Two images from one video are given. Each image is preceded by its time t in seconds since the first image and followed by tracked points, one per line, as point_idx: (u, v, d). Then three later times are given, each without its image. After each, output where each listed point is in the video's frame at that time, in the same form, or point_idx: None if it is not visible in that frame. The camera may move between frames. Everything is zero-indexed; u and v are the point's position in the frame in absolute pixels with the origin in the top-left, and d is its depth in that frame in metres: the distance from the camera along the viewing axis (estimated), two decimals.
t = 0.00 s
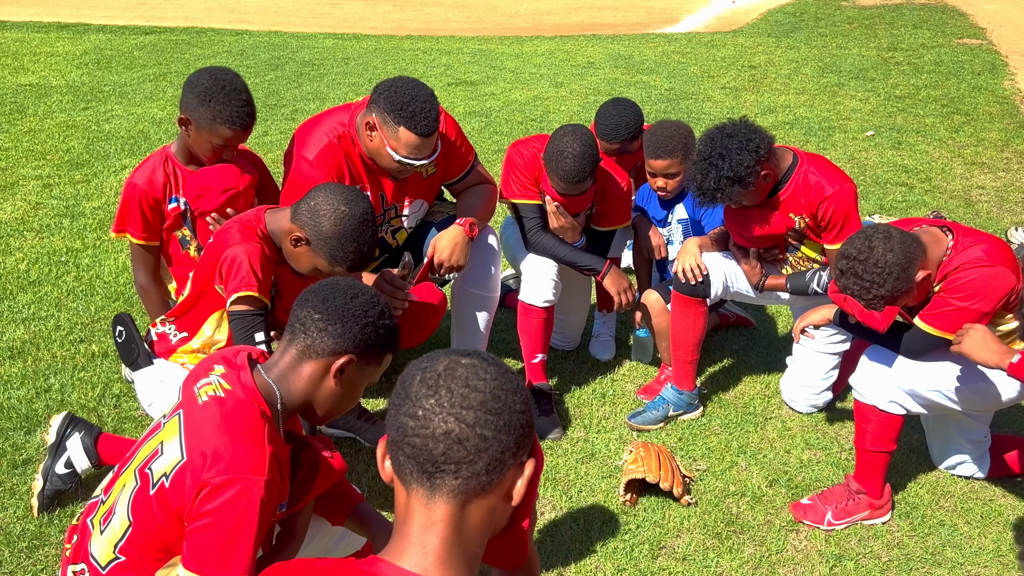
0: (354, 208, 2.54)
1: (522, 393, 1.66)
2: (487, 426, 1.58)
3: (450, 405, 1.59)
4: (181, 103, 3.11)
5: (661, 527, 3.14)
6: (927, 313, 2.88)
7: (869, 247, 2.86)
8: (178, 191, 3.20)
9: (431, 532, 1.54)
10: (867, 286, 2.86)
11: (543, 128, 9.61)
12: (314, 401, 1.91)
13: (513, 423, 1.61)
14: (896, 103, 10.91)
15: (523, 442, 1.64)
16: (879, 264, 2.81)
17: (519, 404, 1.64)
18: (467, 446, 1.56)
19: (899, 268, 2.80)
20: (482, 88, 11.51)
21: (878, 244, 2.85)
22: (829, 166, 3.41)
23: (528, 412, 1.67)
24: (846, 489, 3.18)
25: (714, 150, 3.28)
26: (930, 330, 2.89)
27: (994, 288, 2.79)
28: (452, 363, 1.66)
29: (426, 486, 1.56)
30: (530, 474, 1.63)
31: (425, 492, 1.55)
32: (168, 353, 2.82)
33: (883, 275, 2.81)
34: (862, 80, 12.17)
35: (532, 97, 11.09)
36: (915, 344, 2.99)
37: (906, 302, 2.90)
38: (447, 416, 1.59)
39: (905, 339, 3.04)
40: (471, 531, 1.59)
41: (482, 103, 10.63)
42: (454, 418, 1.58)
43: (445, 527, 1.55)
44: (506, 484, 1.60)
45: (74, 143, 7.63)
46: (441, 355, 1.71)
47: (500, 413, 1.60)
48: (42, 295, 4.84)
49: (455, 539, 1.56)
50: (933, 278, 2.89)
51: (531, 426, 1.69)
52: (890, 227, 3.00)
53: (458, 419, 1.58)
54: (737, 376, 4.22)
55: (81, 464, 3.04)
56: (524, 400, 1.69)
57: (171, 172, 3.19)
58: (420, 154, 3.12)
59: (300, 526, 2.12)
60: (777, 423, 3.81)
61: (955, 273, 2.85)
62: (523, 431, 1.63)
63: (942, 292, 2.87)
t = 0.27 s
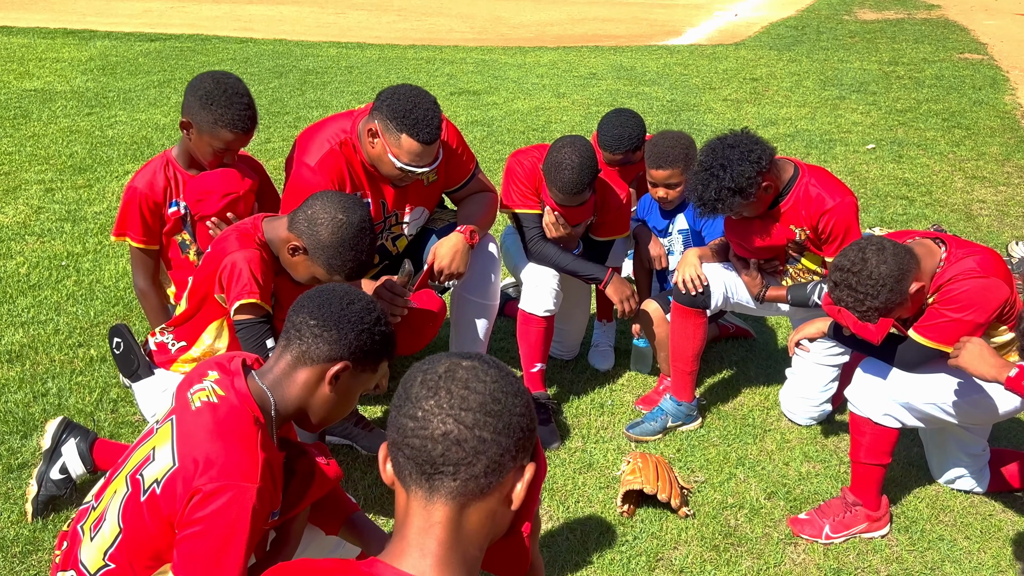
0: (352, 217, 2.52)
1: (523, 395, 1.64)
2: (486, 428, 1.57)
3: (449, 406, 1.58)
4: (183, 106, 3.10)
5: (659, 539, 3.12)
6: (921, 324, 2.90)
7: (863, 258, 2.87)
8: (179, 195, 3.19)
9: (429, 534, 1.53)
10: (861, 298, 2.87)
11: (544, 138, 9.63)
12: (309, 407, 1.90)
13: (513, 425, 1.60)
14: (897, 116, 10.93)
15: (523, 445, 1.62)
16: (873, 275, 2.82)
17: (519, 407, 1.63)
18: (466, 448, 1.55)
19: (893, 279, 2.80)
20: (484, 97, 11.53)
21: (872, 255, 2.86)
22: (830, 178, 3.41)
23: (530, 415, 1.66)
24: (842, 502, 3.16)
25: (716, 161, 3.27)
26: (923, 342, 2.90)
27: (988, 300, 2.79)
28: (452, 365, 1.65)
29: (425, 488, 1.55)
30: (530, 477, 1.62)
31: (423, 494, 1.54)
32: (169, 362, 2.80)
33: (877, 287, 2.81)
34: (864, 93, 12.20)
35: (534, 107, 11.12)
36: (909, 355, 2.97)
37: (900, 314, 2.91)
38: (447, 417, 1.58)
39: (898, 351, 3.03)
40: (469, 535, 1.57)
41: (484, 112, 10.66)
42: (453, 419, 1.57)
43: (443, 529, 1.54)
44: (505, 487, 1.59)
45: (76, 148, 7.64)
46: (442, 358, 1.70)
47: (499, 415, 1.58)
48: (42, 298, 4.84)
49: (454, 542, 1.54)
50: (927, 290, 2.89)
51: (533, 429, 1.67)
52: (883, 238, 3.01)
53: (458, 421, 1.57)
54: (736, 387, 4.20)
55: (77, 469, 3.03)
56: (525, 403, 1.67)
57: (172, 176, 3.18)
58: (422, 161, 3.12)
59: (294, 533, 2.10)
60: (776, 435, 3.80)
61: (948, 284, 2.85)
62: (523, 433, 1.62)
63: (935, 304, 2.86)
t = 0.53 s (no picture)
0: (346, 228, 2.48)
1: (518, 406, 1.57)
2: (478, 440, 1.49)
3: (441, 417, 1.51)
4: (178, 107, 3.05)
5: (659, 556, 3.04)
6: (929, 335, 2.81)
7: (864, 267, 2.81)
8: (172, 198, 3.13)
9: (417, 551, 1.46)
10: (863, 306, 2.79)
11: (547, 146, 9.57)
12: (290, 426, 1.84)
13: (507, 438, 1.52)
14: (902, 127, 10.87)
15: (519, 458, 1.55)
16: (874, 283, 2.75)
17: (514, 419, 1.55)
18: (457, 461, 1.47)
19: (895, 286, 2.74)
20: (488, 105, 11.49)
21: (873, 262, 2.80)
22: (837, 188, 3.35)
23: (525, 427, 1.59)
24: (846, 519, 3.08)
25: (718, 169, 3.22)
26: (932, 354, 2.80)
27: (997, 308, 2.71)
28: (445, 374, 1.58)
29: (414, 502, 1.48)
30: (525, 493, 1.54)
31: (412, 509, 1.48)
32: (155, 371, 2.72)
33: (878, 293, 2.74)
34: (869, 103, 12.14)
35: (537, 115, 11.07)
36: (917, 368, 2.90)
37: (905, 323, 2.82)
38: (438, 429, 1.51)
39: (903, 363, 2.96)
40: (460, 553, 1.50)
41: (487, 119, 10.61)
42: (444, 431, 1.50)
43: (432, 546, 1.46)
44: (497, 503, 1.52)
45: (77, 152, 7.60)
46: (435, 366, 1.63)
47: (492, 427, 1.51)
48: (36, 303, 4.78)
49: (443, 560, 1.47)
50: (932, 298, 2.82)
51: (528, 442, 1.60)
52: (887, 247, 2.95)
53: (449, 433, 1.49)
54: (739, 400, 4.13)
55: (63, 479, 2.96)
56: (521, 413, 1.60)
57: (164, 179, 3.12)
58: (422, 167, 3.03)
59: (279, 543, 2.04)
60: (780, 449, 3.72)
61: (955, 293, 2.79)
62: (518, 447, 1.54)
63: (942, 314, 2.79)
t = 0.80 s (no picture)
0: (338, 236, 2.37)
1: (518, 436, 1.44)
2: (474, 475, 1.37)
3: (433, 448, 1.38)
4: (169, 109, 2.95)
5: None
6: (948, 351, 2.71)
7: (882, 281, 2.71)
8: (163, 204, 3.03)
9: None
10: (879, 323, 2.69)
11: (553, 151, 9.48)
12: (273, 465, 1.72)
13: (505, 471, 1.40)
14: (911, 134, 10.76)
15: (518, 493, 1.43)
16: (891, 298, 2.64)
17: (514, 450, 1.43)
18: (450, 499, 1.36)
19: (914, 302, 2.63)
20: (493, 109, 11.40)
21: (891, 277, 2.69)
22: (847, 197, 3.27)
23: (526, 457, 1.46)
24: (859, 542, 2.98)
25: (725, 177, 3.15)
26: (950, 370, 2.71)
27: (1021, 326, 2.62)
28: (439, 400, 1.45)
29: (403, 541, 1.38)
30: (524, 530, 1.43)
31: (401, 548, 1.38)
32: (135, 389, 2.64)
33: (896, 310, 2.63)
34: (878, 110, 12.02)
35: (542, 120, 10.98)
36: (935, 385, 2.79)
37: (924, 340, 2.72)
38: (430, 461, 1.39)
39: (922, 380, 2.84)
40: None
41: (492, 124, 10.53)
42: (437, 464, 1.38)
43: None
44: (494, 541, 1.40)
45: (77, 155, 7.53)
46: (430, 390, 1.51)
47: (489, 460, 1.39)
48: (30, 307, 4.70)
49: None
50: (952, 315, 2.71)
51: (529, 473, 1.48)
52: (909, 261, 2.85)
53: (441, 466, 1.38)
54: (747, 414, 4.02)
55: (47, 493, 2.87)
56: (522, 441, 1.48)
57: (156, 184, 3.02)
58: (423, 174, 2.91)
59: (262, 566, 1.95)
60: (789, 466, 3.61)
61: (976, 308, 2.67)
62: (518, 480, 1.42)
63: (963, 330, 2.69)
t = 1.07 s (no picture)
0: (308, 236, 2.29)
1: (498, 464, 1.36)
2: (449, 509, 1.30)
3: (405, 481, 1.31)
4: (163, 112, 2.88)
5: None
6: (963, 366, 2.62)
7: (896, 293, 2.63)
8: (156, 207, 2.96)
9: None
10: (893, 335, 2.61)
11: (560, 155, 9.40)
12: (254, 483, 1.70)
13: (484, 504, 1.33)
14: (922, 140, 10.64)
15: (499, 525, 1.35)
16: (906, 310, 2.56)
17: (494, 480, 1.35)
18: (424, 535, 1.29)
19: (930, 314, 2.55)
20: (501, 113, 11.33)
21: (906, 289, 2.62)
22: (856, 206, 3.20)
23: (508, 486, 1.39)
24: (868, 561, 2.88)
25: (729, 186, 3.10)
26: (966, 386, 2.62)
27: None
28: (413, 427, 1.38)
29: None
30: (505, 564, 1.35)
31: None
32: (116, 401, 2.60)
33: (911, 322, 2.56)
34: (888, 116, 11.91)
35: (550, 123, 10.91)
36: (949, 401, 2.70)
37: (939, 353, 2.64)
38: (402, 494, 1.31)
39: (935, 394, 2.76)
40: None
41: (499, 127, 10.46)
42: (409, 498, 1.30)
43: None
44: None
45: (81, 155, 7.50)
46: (406, 415, 1.43)
47: (466, 493, 1.31)
48: (27, 310, 4.65)
49: None
50: (969, 328, 2.63)
51: (511, 501, 1.40)
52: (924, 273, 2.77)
53: (414, 500, 1.30)
54: (753, 426, 3.93)
55: (33, 503, 2.80)
56: (503, 468, 1.39)
57: (148, 187, 2.95)
58: (421, 180, 2.84)
59: None
60: (796, 480, 3.52)
61: (993, 322, 2.58)
62: (498, 512, 1.35)
63: (979, 344, 2.60)
